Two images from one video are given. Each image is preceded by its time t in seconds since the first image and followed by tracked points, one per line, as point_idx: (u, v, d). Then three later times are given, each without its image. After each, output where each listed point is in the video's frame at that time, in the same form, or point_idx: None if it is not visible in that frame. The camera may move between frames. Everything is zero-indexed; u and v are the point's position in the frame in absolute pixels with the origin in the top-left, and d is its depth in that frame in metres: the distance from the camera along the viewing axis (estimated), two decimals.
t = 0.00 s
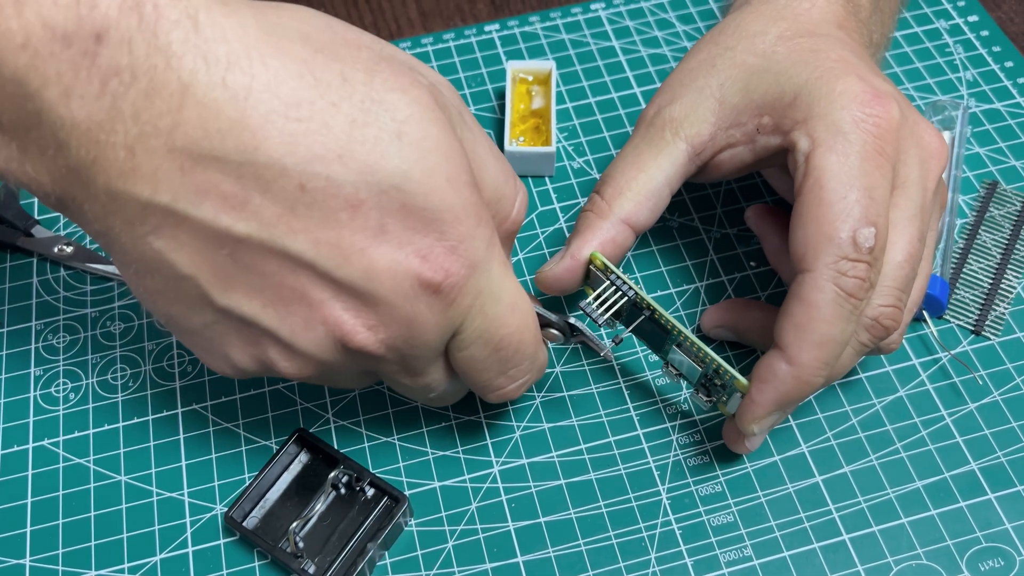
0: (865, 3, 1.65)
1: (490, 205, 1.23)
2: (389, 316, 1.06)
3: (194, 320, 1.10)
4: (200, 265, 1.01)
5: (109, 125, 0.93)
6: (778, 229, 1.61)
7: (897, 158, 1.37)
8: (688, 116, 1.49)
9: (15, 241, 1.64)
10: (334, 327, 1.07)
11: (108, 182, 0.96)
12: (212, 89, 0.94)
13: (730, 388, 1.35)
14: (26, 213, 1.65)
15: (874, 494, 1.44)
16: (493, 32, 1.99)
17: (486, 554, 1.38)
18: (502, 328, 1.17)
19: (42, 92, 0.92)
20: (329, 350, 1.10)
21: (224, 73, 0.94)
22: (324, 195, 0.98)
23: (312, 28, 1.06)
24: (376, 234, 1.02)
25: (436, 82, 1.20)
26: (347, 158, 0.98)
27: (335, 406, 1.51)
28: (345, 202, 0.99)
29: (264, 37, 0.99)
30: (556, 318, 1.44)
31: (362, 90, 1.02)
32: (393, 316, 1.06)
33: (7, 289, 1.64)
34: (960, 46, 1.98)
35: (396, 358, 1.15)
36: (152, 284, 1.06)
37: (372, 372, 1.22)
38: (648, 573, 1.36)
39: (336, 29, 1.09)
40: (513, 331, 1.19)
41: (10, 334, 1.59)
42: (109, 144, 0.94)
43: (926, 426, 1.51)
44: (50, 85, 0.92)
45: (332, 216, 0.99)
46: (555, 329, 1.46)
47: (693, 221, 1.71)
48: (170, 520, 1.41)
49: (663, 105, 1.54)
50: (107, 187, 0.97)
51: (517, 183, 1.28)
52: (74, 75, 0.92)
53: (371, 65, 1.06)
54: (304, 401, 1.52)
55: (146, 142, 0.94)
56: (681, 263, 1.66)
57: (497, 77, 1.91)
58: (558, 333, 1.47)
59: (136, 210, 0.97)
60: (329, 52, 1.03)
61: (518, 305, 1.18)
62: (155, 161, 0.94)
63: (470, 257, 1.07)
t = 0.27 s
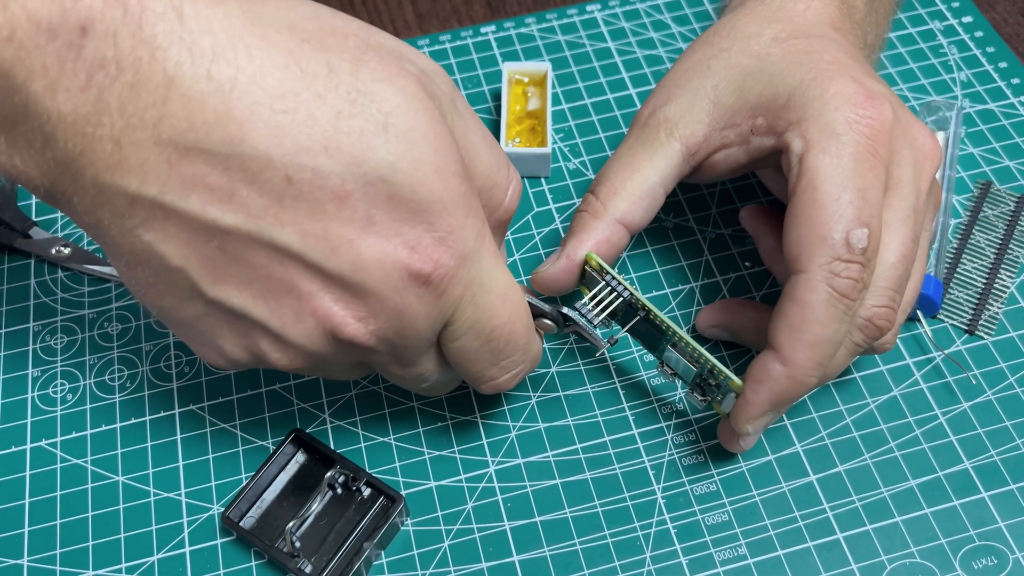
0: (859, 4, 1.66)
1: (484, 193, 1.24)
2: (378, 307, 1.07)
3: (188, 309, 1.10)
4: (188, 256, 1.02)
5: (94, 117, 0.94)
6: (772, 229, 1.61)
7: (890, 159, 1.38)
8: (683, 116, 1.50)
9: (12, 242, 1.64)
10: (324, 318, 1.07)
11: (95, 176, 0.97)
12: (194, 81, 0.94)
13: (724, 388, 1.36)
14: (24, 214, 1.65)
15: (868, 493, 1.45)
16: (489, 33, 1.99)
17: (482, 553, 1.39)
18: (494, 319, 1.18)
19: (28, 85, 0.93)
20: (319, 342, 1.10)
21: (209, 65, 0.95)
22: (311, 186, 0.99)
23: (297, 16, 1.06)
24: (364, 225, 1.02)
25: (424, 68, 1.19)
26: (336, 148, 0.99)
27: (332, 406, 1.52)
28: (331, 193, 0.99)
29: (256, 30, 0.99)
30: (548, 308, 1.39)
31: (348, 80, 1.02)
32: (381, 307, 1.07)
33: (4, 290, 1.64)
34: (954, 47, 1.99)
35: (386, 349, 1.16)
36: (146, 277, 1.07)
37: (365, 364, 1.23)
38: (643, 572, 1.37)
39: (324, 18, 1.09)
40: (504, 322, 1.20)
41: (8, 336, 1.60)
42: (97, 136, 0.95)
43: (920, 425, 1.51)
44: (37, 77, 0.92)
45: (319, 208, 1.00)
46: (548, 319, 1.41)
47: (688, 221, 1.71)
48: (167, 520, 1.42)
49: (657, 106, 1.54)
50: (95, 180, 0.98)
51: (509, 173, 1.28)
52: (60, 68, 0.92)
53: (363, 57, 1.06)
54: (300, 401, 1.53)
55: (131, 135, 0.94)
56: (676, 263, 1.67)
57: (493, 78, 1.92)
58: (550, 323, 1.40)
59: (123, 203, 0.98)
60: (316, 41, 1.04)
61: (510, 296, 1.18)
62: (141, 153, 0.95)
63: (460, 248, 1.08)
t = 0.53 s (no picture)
0: (854, 6, 1.66)
1: (489, 205, 1.24)
2: (387, 318, 1.07)
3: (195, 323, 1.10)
4: (198, 267, 1.02)
5: (106, 129, 0.94)
6: (767, 229, 1.62)
7: (880, 160, 1.39)
8: (675, 116, 1.51)
9: (10, 244, 1.64)
10: (334, 329, 1.08)
11: (105, 187, 0.97)
12: (205, 94, 0.95)
13: (713, 386, 1.36)
14: (22, 216, 1.66)
15: (863, 492, 1.46)
16: (486, 35, 2.00)
17: (479, 553, 1.39)
18: (502, 328, 1.18)
19: (38, 99, 0.92)
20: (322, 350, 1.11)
21: (220, 79, 0.96)
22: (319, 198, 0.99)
23: (308, 31, 1.07)
24: (373, 236, 1.03)
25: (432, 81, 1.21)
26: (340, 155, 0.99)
27: (329, 407, 1.53)
28: (341, 205, 1.00)
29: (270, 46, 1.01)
30: (554, 317, 1.44)
31: (356, 93, 1.03)
32: (391, 317, 1.07)
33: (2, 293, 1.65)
34: (949, 48, 2.00)
35: (393, 358, 1.16)
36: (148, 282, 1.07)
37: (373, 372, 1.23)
38: (639, 571, 1.38)
39: (325, 26, 1.10)
40: (513, 331, 1.21)
41: (7, 337, 1.60)
42: (107, 149, 0.95)
43: (915, 425, 1.52)
44: (47, 91, 0.92)
45: (329, 219, 1.00)
46: (554, 327, 1.46)
47: (684, 221, 1.72)
48: (165, 520, 1.43)
49: (651, 105, 1.55)
50: (105, 192, 0.98)
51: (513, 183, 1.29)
52: (71, 81, 0.92)
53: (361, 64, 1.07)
54: (297, 402, 1.53)
55: (142, 147, 0.95)
56: (672, 263, 1.67)
57: (489, 80, 1.93)
58: (556, 331, 1.46)
59: (133, 213, 0.99)
60: (323, 53, 1.05)
61: (516, 305, 1.19)
62: (153, 165, 0.95)
63: (468, 258, 1.09)
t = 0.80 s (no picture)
0: (853, 7, 1.67)
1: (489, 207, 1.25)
2: (390, 316, 1.08)
3: (198, 323, 1.10)
4: (201, 266, 1.02)
5: (110, 129, 0.94)
6: (765, 230, 1.62)
7: (878, 162, 1.39)
8: (674, 117, 1.51)
9: (8, 246, 1.64)
10: (336, 326, 1.09)
11: (108, 187, 0.97)
12: (211, 94, 0.95)
13: (712, 387, 1.36)
14: (21, 218, 1.66)
15: (862, 493, 1.46)
16: (485, 36, 2.00)
17: (478, 554, 1.39)
18: (502, 327, 1.18)
19: (42, 98, 0.92)
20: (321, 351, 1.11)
21: (224, 78, 0.96)
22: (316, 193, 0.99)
23: (312, 32, 1.07)
24: (377, 235, 1.03)
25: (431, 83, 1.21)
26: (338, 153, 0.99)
27: (328, 408, 1.53)
28: (345, 204, 1.00)
29: (269, 46, 1.01)
30: (553, 316, 1.40)
31: (360, 92, 1.03)
32: (394, 316, 1.08)
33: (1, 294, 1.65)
34: (948, 48, 2.00)
35: (395, 355, 1.16)
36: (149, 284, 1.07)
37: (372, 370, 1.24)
38: (639, 572, 1.38)
39: (323, 28, 1.10)
40: (513, 330, 1.21)
41: (6, 338, 1.60)
42: (111, 148, 0.95)
43: (914, 425, 1.52)
44: (51, 90, 0.92)
45: (333, 218, 1.01)
46: (553, 327, 1.42)
47: (683, 222, 1.72)
48: (164, 522, 1.43)
49: (648, 106, 1.55)
50: (109, 192, 0.97)
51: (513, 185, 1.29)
52: (75, 80, 0.92)
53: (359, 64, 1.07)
54: (296, 403, 1.53)
55: (146, 146, 0.94)
56: (671, 264, 1.67)
57: (488, 81, 1.93)
58: (554, 330, 1.42)
59: (137, 214, 0.98)
60: (327, 54, 1.05)
61: (516, 305, 1.19)
62: (155, 164, 0.95)
63: (470, 257, 1.09)
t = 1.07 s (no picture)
0: (853, 7, 1.67)
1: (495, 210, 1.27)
2: (392, 319, 1.07)
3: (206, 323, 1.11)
4: (207, 269, 1.02)
5: (121, 134, 0.94)
6: (765, 230, 1.62)
7: (879, 162, 1.39)
8: (676, 116, 1.51)
9: (9, 246, 1.64)
10: (341, 329, 1.08)
11: (118, 191, 0.97)
12: (219, 97, 0.95)
13: (713, 387, 1.36)
14: (21, 219, 1.66)
15: (862, 493, 1.46)
16: (484, 36, 2.00)
17: (478, 554, 1.40)
18: (502, 331, 1.18)
19: (55, 104, 0.93)
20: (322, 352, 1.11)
21: (232, 82, 0.96)
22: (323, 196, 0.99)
23: (315, 34, 1.08)
24: (382, 236, 1.03)
25: (433, 89, 1.21)
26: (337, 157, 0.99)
27: (329, 409, 1.53)
28: (351, 205, 1.00)
29: (264, 47, 1.00)
30: (556, 316, 1.38)
31: (367, 93, 1.03)
32: (396, 319, 1.08)
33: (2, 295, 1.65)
34: (947, 48, 2.00)
35: (395, 356, 1.16)
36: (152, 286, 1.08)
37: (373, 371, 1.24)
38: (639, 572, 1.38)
39: (324, 29, 1.10)
40: (513, 334, 1.20)
41: (6, 339, 1.60)
42: (120, 152, 0.95)
43: (914, 425, 1.52)
44: (63, 96, 0.92)
45: (338, 220, 1.00)
46: (554, 327, 1.40)
47: (683, 222, 1.72)
48: (164, 522, 1.43)
49: (650, 104, 1.55)
50: (117, 196, 0.97)
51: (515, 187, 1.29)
52: (87, 86, 0.92)
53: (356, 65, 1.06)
54: (297, 403, 1.53)
55: (155, 150, 0.95)
56: (671, 264, 1.68)
57: (488, 82, 1.93)
58: (557, 331, 1.40)
59: (145, 218, 0.99)
60: (331, 56, 1.05)
61: (518, 306, 1.19)
62: (163, 168, 0.95)
63: (473, 260, 1.08)
